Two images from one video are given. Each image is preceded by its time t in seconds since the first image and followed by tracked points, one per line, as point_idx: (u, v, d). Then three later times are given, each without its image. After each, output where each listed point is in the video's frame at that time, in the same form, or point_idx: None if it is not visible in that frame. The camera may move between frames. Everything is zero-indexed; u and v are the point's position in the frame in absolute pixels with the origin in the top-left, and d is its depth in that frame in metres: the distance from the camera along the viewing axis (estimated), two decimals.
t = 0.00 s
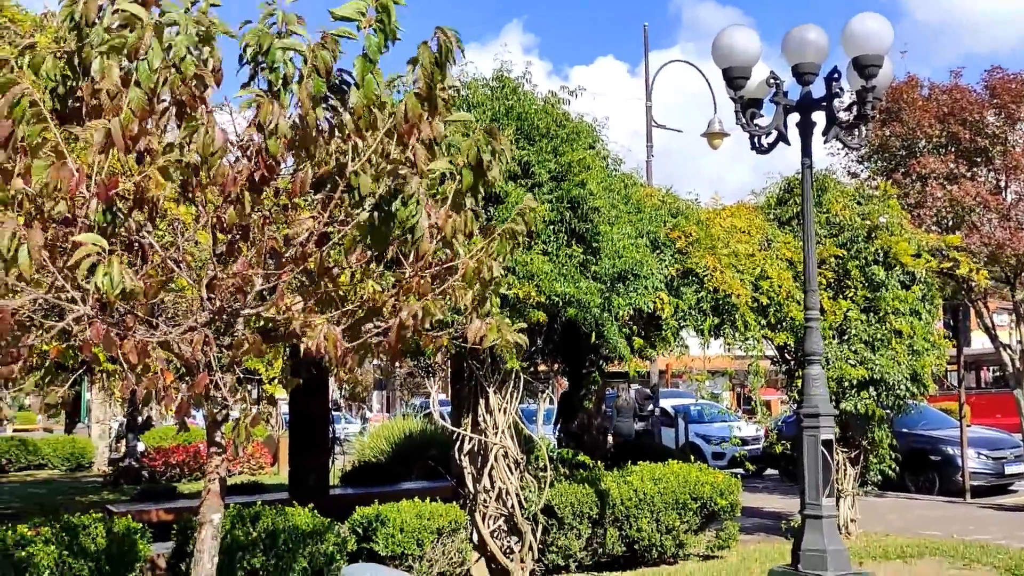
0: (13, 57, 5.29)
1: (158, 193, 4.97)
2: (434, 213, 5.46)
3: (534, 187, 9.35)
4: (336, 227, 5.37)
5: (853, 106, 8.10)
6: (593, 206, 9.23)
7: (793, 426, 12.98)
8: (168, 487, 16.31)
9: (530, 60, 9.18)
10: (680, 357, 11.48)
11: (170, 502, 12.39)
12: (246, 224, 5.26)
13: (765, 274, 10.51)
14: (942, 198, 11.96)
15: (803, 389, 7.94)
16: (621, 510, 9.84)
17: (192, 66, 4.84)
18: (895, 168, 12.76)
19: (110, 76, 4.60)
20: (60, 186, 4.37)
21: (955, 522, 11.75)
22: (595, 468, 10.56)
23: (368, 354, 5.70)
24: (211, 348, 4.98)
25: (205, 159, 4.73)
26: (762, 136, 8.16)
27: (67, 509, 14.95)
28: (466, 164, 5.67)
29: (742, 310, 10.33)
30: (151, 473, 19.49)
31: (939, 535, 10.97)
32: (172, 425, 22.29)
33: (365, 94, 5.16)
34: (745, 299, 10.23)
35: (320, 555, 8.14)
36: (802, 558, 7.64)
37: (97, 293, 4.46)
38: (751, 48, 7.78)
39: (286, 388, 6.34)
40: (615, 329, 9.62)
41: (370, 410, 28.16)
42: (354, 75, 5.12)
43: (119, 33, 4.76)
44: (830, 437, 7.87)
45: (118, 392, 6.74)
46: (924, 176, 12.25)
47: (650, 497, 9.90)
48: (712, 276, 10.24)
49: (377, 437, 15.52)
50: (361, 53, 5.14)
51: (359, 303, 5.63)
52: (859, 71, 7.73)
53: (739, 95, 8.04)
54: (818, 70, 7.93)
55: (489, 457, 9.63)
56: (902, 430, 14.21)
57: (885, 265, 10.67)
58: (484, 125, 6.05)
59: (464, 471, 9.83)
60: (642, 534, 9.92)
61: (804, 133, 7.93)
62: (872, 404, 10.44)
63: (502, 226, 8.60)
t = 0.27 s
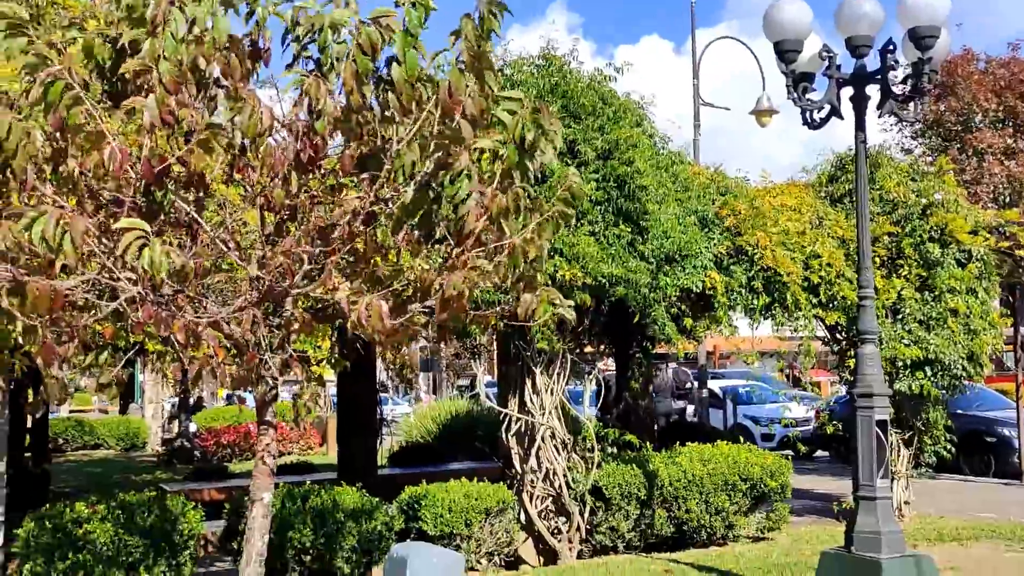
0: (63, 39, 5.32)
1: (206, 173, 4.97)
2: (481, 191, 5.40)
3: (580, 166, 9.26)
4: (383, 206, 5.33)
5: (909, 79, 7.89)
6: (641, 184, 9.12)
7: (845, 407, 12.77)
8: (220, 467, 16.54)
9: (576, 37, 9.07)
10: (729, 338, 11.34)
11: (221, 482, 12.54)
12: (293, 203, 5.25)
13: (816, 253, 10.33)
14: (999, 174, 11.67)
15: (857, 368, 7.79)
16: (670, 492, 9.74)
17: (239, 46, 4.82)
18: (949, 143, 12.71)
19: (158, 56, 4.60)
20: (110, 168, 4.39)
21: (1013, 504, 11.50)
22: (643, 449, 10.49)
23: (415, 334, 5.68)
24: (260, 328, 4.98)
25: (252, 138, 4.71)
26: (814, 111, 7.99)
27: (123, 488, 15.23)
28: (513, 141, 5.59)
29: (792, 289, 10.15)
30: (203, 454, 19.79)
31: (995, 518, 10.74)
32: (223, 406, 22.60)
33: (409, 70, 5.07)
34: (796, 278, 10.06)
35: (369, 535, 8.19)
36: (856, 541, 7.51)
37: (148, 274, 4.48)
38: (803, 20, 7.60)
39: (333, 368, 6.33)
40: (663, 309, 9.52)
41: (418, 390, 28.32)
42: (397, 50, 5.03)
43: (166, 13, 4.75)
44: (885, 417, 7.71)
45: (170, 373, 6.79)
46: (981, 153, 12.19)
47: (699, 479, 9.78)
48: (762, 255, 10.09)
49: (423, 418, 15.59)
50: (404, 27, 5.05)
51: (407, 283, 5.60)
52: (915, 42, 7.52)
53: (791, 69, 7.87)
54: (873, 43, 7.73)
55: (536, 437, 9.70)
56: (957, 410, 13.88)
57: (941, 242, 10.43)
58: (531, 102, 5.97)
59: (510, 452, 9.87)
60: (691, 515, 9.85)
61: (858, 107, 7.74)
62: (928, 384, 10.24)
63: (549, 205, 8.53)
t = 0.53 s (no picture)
0: (119, 42, 5.38)
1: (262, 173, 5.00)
2: (533, 187, 5.36)
3: (632, 159, 9.17)
4: (435, 204, 5.29)
5: (969, 64, 7.68)
6: (694, 176, 9.02)
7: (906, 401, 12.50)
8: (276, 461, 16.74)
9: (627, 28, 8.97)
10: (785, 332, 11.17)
11: (278, 477, 12.69)
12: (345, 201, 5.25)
13: (875, 243, 10.12)
14: None
15: (918, 361, 7.60)
16: (726, 486, 9.63)
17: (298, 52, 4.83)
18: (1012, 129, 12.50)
19: (213, 59, 4.62)
20: (168, 170, 4.43)
21: None
22: (698, 444, 10.38)
23: (467, 330, 5.66)
24: (314, 327, 4.99)
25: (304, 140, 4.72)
26: (871, 98, 7.81)
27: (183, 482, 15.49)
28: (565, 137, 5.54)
29: (851, 281, 9.96)
30: (260, 448, 20.05)
31: None
32: (278, 401, 22.88)
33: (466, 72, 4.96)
34: (853, 270, 9.87)
35: (424, 530, 8.22)
36: (918, 537, 7.35)
37: (205, 274, 4.52)
38: (859, 6, 7.43)
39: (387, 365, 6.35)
40: (717, 302, 9.39)
41: (470, 385, 28.42)
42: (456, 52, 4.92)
43: (220, 16, 4.77)
44: (947, 411, 7.52)
45: (227, 370, 6.87)
46: None
47: (755, 473, 9.66)
48: (819, 246, 9.91)
49: (477, 413, 15.64)
50: (463, 29, 4.93)
51: (459, 280, 5.57)
52: (977, 26, 7.32)
53: (847, 56, 7.70)
54: (932, 28, 7.53)
55: (589, 432, 9.69)
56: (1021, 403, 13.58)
57: (1004, 231, 10.15)
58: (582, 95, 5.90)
59: (564, 447, 9.86)
60: (747, 510, 9.71)
61: (917, 94, 7.55)
62: (991, 376, 9.98)
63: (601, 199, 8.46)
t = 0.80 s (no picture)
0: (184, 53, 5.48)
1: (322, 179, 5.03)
2: (593, 188, 5.31)
3: (695, 157, 9.05)
4: (494, 207, 5.27)
5: None
6: (759, 174, 8.89)
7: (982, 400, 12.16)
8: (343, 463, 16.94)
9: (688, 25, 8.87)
10: (853, 330, 10.94)
11: (344, 479, 12.83)
12: (405, 205, 5.27)
13: (946, 239, 9.86)
14: None
15: (993, 359, 7.37)
16: (794, 488, 9.47)
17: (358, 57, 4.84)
18: None
19: (272, 68, 4.67)
20: (230, 179, 4.49)
21: None
22: (765, 446, 10.22)
23: (527, 332, 5.63)
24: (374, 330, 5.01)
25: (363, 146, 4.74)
26: (941, 91, 7.60)
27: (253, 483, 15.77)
28: (624, 137, 5.48)
29: (922, 278, 9.71)
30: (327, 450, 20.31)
31: None
32: (345, 403, 23.16)
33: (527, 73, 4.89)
34: (924, 267, 9.62)
35: (488, 533, 8.23)
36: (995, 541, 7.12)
37: (268, 280, 4.57)
38: None
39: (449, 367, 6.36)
40: (783, 301, 9.22)
41: (534, 387, 28.42)
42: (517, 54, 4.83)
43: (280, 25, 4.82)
44: None
45: (292, 373, 6.96)
46: None
47: (825, 475, 9.48)
48: (888, 243, 9.69)
49: (541, 415, 15.66)
50: (523, 30, 4.84)
51: (519, 282, 5.55)
52: None
53: (915, 48, 7.50)
54: (1004, 17, 7.30)
55: (653, 433, 9.60)
56: None
57: None
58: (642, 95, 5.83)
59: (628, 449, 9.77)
60: (817, 514, 9.53)
61: (989, 85, 7.33)
62: None
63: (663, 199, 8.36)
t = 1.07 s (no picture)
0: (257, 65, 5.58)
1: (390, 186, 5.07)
2: (662, 191, 5.25)
3: (767, 157, 8.91)
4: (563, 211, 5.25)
5: None
6: (833, 174, 8.71)
7: None
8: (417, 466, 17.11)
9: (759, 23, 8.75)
10: (934, 332, 10.65)
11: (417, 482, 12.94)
12: (474, 210, 5.28)
13: None
14: None
15: None
16: (874, 494, 9.28)
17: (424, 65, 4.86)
18: None
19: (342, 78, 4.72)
20: (300, 187, 4.55)
21: None
22: (844, 451, 10.00)
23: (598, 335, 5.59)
24: (444, 335, 5.02)
25: (431, 154, 4.76)
26: None
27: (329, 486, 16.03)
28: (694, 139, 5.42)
29: (1005, 278, 9.43)
30: (402, 453, 20.54)
31: None
32: (418, 407, 23.39)
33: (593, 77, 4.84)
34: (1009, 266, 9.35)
35: (560, 538, 8.22)
36: None
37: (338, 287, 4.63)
38: None
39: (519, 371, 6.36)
40: (860, 303, 9.01)
41: (605, 391, 28.38)
42: (582, 58, 4.80)
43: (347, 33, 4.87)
44: None
45: (366, 379, 7.04)
46: None
47: (906, 481, 9.29)
48: (970, 243, 9.44)
49: (613, 419, 15.66)
50: (588, 34, 4.80)
51: (588, 286, 5.52)
52: None
53: (996, 43, 7.27)
54: None
55: (727, 438, 9.41)
56: None
57: None
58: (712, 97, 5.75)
59: (702, 453, 9.61)
60: (898, 519, 9.31)
61: None
62: None
63: (734, 200, 8.25)
